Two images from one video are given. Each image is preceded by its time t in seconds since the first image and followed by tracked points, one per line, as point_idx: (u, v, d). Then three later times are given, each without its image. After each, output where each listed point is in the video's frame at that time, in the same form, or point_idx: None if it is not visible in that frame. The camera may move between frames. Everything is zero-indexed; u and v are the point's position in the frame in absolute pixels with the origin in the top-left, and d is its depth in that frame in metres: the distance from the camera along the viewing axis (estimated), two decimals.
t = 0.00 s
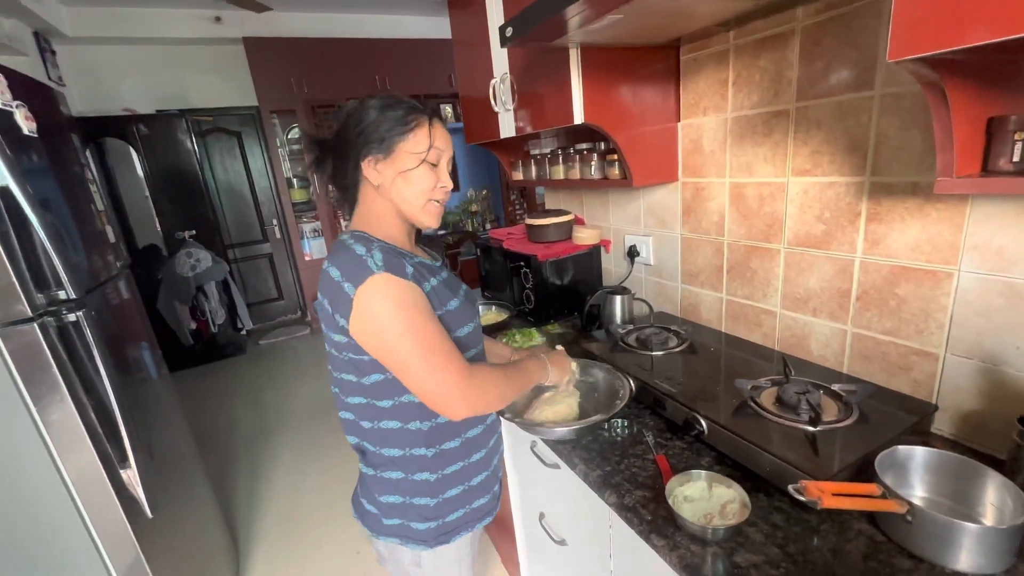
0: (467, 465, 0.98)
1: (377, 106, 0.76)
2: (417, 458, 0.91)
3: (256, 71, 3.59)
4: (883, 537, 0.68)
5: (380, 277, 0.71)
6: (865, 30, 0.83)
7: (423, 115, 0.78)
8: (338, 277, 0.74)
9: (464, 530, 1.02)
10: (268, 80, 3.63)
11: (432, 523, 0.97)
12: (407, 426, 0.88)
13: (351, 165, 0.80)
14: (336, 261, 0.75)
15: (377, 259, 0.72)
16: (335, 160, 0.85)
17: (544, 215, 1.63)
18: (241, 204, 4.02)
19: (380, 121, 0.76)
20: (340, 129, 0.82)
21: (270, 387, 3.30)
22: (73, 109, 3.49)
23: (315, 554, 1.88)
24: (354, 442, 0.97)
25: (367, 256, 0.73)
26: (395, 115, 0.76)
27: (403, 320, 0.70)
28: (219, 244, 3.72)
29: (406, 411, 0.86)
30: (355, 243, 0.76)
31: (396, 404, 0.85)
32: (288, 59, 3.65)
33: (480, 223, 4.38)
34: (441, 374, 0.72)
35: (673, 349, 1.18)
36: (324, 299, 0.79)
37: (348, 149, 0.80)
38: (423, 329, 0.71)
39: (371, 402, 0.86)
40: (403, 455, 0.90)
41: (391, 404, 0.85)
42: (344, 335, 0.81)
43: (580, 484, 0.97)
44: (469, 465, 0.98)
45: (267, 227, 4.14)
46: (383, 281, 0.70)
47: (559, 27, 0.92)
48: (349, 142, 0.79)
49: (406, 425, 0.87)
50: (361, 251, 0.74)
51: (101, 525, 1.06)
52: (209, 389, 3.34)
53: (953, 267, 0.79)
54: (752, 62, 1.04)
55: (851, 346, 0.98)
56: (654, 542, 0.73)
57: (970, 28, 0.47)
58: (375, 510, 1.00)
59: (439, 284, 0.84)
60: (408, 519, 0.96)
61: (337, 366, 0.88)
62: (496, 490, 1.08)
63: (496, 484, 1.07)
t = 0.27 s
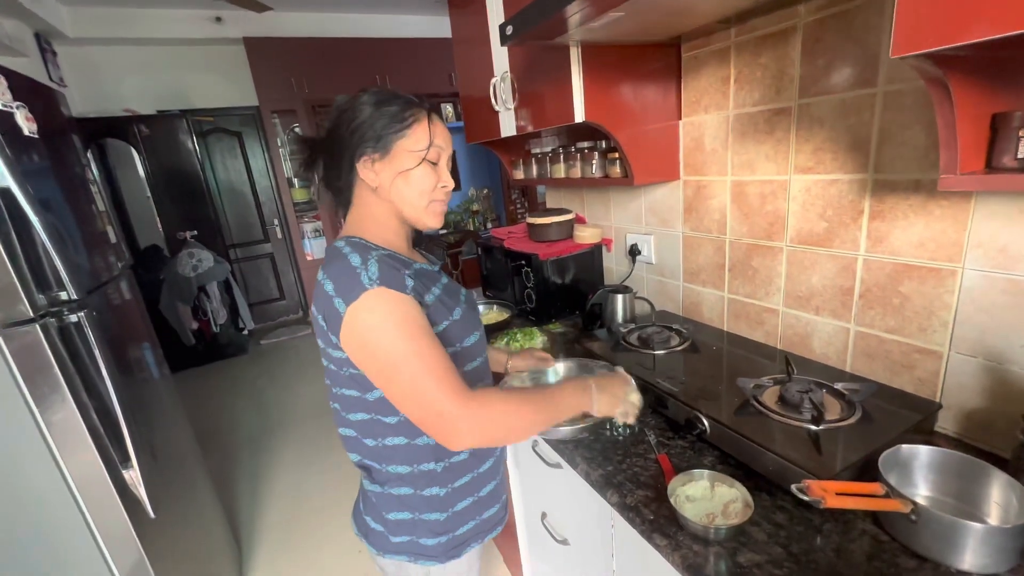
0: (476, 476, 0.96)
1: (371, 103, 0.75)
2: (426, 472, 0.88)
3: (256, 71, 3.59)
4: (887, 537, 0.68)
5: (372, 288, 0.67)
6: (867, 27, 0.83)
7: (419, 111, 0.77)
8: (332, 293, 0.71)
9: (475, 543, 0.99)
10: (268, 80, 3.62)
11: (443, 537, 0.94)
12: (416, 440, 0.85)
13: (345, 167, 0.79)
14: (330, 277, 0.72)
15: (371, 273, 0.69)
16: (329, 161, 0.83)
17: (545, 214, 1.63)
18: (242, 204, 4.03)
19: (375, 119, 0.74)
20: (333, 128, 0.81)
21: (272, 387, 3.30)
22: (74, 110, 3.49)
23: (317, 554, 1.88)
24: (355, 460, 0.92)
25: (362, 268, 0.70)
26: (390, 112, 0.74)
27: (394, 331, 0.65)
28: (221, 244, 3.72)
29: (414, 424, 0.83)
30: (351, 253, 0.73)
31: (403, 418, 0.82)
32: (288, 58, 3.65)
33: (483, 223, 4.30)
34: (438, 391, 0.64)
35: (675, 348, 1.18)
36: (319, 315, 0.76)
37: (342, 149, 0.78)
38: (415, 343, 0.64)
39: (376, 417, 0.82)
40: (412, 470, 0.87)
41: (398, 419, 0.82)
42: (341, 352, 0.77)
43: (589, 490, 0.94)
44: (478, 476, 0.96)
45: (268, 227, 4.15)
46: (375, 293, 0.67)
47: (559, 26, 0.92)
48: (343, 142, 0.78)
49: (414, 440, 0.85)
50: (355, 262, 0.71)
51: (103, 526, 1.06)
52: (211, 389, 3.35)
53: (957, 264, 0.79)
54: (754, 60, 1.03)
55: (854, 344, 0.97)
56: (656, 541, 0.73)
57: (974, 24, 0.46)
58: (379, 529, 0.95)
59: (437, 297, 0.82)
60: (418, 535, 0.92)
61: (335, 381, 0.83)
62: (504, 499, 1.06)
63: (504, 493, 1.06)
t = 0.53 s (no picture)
0: (483, 487, 0.94)
1: (368, 101, 0.74)
2: (434, 487, 0.86)
3: (258, 73, 3.60)
4: (892, 539, 0.67)
5: (386, 296, 0.61)
6: (870, 25, 0.82)
7: (420, 111, 0.76)
8: (346, 306, 0.65)
9: (482, 554, 0.98)
10: (271, 82, 3.63)
11: (451, 551, 0.92)
12: (423, 455, 0.82)
13: (342, 167, 0.77)
14: (344, 288, 0.65)
15: (391, 281, 0.63)
16: (322, 161, 0.81)
17: (547, 215, 1.63)
18: (245, 206, 4.04)
19: (374, 117, 0.73)
20: (326, 126, 0.79)
21: (276, 388, 3.31)
22: (78, 113, 3.51)
23: (320, 556, 1.88)
24: (358, 476, 0.89)
25: (379, 278, 0.64)
26: (390, 111, 0.73)
27: (418, 338, 0.59)
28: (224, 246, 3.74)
29: (421, 439, 0.81)
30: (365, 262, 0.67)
31: (410, 434, 0.79)
32: (291, 60, 3.66)
33: (484, 223, 4.36)
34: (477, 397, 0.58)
35: (678, 349, 1.17)
36: (329, 329, 0.70)
37: (338, 149, 0.77)
38: (443, 347, 0.58)
39: (382, 434, 0.79)
40: (419, 485, 0.85)
41: (404, 436, 0.79)
42: (352, 368, 0.72)
43: (598, 499, 0.92)
44: (484, 486, 0.94)
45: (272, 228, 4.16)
46: (390, 302, 0.61)
47: (559, 26, 0.92)
48: (338, 142, 0.76)
49: (421, 455, 0.82)
50: (371, 272, 0.65)
51: (107, 527, 1.06)
52: (215, 390, 3.36)
53: (961, 264, 0.78)
54: (756, 59, 1.03)
55: (857, 345, 0.97)
56: (659, 543, 0.72)
57: (978, 21, 0.46)
58: (384, 546, 0.93)
59: (453, 302, 0.82)
60: (426, 550, 0.91)
61: (336, 399, 0.79)
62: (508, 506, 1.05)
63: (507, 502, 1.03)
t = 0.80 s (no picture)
0: (485, 493, 0.94)
1: (368, 107, 0.72)
2: (440, 498, 0.85)
3: (258, 74, 3.59)
4: (892, 542, 0.67)
5: (401, 311, 0.61)
6: (868, 27, 0.82)
7: (423, 117, 0.76)
8: (359, 318, 0.63)
9: (485, 560, 0.98)
10: (272, 84, 3.63)
11: (457, 560, 0.92)
12: (428, 466, 0.81)
13: (340, 174, 0.76)
14: (355, 301, 0.64)
15: (406, 292, 0.63)
16: (316, 168, 0.79)
17: (547, 216, 1.63)
18: (246, 207, 4.04)
19: (374, 123, 0.72)
20: (319, 131, 0.77)
21: (277, 390, 3.31)
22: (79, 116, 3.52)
23: (321, 558, 1.88)
24: (359, 492, 0.87)
25: (394, 289, 0.63)
26: (392, 118, 0.73)
27: (435, 352, 0.58)
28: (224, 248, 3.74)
29: (426, 450, 0.80)
30: (376, 274, 0.66)
31: (414, 446, 0.78)
32: (292, 62, 3.65)
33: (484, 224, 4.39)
34: (497, 410, 0.58)
35: (677, 350, 1.17)
36: (337, 343, 0.68)
37: (336, 157, 0.75)
38: (460, 359, 0.58)
39: (385, 448, 0.77)
40: (425, 498, 0.84)
41: (409, 447, 0.78)
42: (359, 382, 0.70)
43: (601, 507, 0.91)
44: (487, 492, 0.94)
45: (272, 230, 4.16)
46: (403, 316, 0.60)
47: (558, 28, 0.92)
48: (336, 150, 0.75)
49: (426, 467, 0.81)
50: (384, 283, 0.64)
51: (106, 530, 1.06)
52: (216, 392, 3.36)
53: (961, 265, 0.78)
54: (754, 60, 1.03)
55: (857, 346, 0.97)
56: (658, 546, 0.72)
57: (976, 24, 0.46)
58: (388, 562, 0.91)
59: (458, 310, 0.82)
60: (431, 562, 0.90)
61: (337, 414, 0.77)
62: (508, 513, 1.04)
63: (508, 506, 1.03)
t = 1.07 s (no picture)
0: (485, 498, 0.94)
1: (355, 116, 0.73)
2: (442, 506, 0.85)
3: (261, 79, 3.62)
4: (891, 546, 0.67)
5: (407, 322, 0.61)
6: (866, 32, 0.83)
7: (410, 122, 0.76)
8: (364, 332, 0.64)
9: (487, 564, 0.99)
10: (275, 89, 3.66)
11: (460, 566, 0.93)
12: (430, 474, 0.81)
13: (330, 184, 0.76)
14: (359, 315, 0.64)
15: (412, 305, 0.63)
16: (308, 176, 0.80)
17: (548, 220, 1.63)
18: (248, 211, 4.05)
19: (361, 132, 0.72)
20: (310, 141, 0.78)
21: (279, 394, 3.32)
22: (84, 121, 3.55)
23: (323, 561, 1.88)
24: (362, 504, 0.87)
25: (399, 302, 0.64)
26: (379, 126, 0.73)
27: (441, 362, 0.59)
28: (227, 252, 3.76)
29: (428, 458, 0.80)
30: (382, 288, 0.67)
31: (416, 454, 0.78)
32: (295, 67, 3.68)
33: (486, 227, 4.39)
34: (507, 418, 0.58)
35: (678, 354, 1.18)
36: (342, 357, 0.69)
37: (326, 167, 0.76)
38: (466, 368, 0.58)
39: (388, 458, 0.78)
40: (427, 506, 0.84)
41: (411, 456, 0.78)
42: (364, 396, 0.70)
43: (602, 511, 0.91)
44: (487, 497, 0.94)
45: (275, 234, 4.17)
46: (409, 328, 0.61)
47: (558, 35, 0.92)
48: (324, 159, 0.75)
49: (428, 474, 0.81)
50: (388, 296, 0.65)
51: (109, 533, 1.07)
52: (219, 396, 3.37)
53: (960, 269, 0.78)
54: (753, 65, 1.03)
55: (857, 350, 0.97)
56: (658, 550, 0.72)
57: (972, 30, 0.46)
58: (392, 571, 0.91)
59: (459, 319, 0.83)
60: (434, 568, 0.90)
61: (337, 424, 0.77)
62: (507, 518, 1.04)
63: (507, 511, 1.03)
